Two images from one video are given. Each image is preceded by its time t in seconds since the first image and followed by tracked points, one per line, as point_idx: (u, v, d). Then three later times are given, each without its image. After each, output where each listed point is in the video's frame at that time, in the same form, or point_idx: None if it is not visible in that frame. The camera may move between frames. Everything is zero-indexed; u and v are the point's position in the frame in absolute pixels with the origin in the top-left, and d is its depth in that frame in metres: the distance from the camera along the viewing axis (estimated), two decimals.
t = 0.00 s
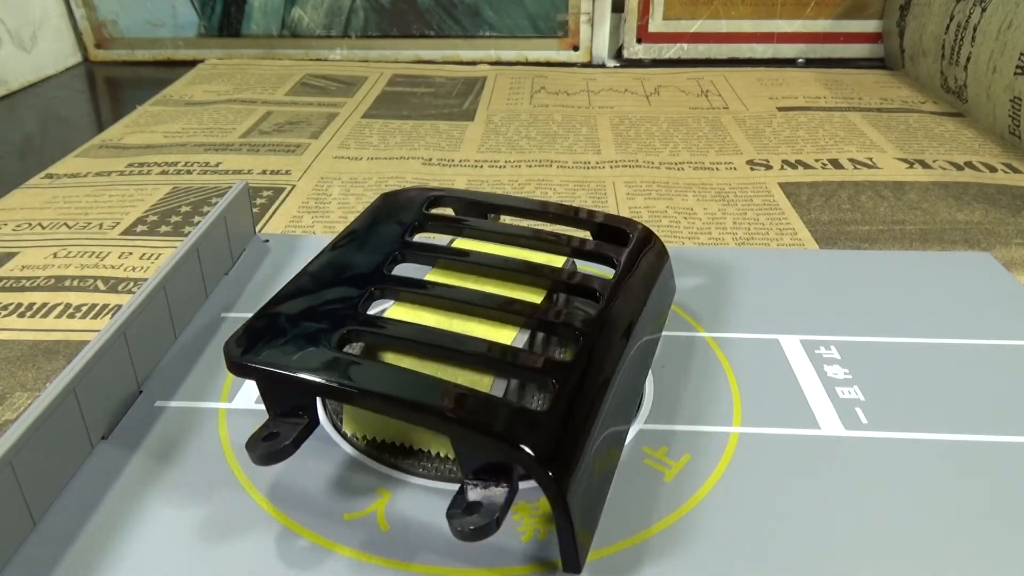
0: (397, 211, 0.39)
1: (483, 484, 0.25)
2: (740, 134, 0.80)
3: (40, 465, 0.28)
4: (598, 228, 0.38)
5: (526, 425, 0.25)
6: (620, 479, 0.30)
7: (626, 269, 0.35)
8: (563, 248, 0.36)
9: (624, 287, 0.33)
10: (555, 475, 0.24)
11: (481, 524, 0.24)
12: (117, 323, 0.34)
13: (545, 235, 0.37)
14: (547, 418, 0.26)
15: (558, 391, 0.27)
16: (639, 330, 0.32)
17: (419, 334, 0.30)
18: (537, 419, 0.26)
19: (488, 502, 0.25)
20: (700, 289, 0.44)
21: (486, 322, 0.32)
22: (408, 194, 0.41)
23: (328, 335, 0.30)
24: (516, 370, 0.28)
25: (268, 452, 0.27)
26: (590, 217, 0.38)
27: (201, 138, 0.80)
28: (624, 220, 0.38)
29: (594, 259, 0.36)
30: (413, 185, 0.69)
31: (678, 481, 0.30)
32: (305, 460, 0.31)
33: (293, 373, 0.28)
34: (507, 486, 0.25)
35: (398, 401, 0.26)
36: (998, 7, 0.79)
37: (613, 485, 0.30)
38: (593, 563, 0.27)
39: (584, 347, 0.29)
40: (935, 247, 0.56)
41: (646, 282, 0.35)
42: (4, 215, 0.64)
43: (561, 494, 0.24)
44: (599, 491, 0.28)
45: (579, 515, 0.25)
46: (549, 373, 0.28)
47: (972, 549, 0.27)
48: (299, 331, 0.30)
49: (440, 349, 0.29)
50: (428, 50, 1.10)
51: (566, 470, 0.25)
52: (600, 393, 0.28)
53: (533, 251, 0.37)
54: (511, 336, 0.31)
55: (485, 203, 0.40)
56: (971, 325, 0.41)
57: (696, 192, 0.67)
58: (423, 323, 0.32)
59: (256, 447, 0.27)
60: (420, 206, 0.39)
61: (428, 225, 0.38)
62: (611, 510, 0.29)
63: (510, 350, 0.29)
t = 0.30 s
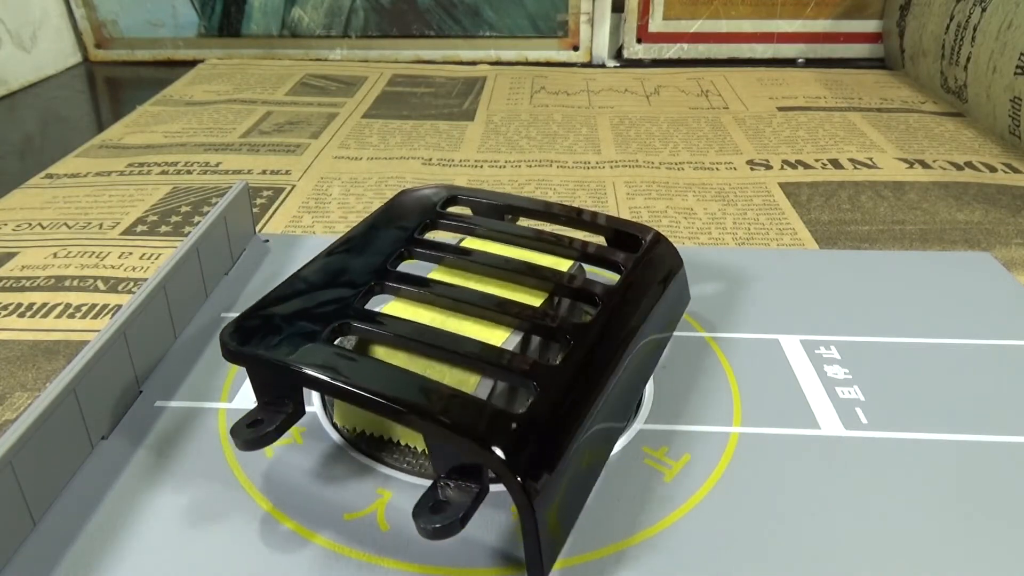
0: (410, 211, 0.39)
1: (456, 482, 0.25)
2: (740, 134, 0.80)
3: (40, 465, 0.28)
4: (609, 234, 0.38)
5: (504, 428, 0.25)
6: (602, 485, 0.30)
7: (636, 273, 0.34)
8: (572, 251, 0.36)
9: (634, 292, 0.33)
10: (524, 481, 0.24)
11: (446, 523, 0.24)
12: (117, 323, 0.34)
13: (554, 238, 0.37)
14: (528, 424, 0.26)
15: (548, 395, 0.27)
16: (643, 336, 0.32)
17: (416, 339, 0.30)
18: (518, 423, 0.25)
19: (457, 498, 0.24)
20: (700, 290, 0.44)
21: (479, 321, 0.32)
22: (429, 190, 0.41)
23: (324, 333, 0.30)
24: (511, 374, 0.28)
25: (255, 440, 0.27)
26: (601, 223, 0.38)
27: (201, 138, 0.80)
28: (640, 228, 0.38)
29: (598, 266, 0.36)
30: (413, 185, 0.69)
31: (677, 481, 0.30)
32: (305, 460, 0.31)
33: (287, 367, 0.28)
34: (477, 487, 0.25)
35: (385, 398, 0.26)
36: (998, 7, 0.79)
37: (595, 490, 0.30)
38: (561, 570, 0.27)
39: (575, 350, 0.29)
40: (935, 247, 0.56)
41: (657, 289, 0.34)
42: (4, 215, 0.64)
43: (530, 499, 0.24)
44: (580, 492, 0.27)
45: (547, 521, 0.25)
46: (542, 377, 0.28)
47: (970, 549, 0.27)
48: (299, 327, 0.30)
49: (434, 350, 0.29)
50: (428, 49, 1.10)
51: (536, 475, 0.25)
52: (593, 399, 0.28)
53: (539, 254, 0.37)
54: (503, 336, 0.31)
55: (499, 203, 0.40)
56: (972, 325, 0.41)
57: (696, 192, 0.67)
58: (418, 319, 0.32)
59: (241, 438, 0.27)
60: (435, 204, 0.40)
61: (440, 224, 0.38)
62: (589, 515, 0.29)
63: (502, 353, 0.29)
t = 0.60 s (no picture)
0: (425, 209, 0.40)
1: (426, 480, 0.25)
2: (740, 134, 0.80)
3: (40, 464, 0.28)
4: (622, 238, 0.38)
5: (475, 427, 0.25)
6: (581, 488, 0.30)
7: (644, 281, 0.34)
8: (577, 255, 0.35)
9: (637, 300, 0.33)
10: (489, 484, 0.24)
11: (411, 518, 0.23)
12: (117, 323, 0.34)
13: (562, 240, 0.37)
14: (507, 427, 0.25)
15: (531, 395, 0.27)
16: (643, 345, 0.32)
17: (409, 336, 0.30)
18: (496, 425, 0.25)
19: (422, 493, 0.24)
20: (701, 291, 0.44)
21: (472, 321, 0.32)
22: (448, 188, 0.42)
23: (320, 330, 0.30)
24: (498, 373, 0.28)
25: (241, 424, 0.28)
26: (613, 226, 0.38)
27: (201, 138, 0.80)
28: (655, 234, 0.38)
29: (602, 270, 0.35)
30: (413, 185, 0.69)
31: (677, 481, 0.30)
32: (305, 460, 0.31)
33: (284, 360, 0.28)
34: (447, 484, 0.24)
35: (366, 391, 0.26)
36: (998, 7, 0.79)
37: (575, 493, 0.29)
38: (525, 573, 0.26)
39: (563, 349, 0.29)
40: (935, 247, 0.56)
41: (663, 301, 0.34)
42: (4, 215, 0.64)
43: (492, 502, 0.24)
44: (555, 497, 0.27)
45: (511, 525, 0.25)
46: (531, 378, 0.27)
47: (970, 549, 0.27)
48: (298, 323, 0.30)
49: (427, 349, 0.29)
50: (428, 49, 1.10)
51: (501, 478, 0.24)
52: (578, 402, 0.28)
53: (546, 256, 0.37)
54: (493, 339, 0.31)
55: (513, 204, 0.40)
56: (972, 325, 0.41)
57: (696, 192, 0.67)
58: (413, 315, 0.33)
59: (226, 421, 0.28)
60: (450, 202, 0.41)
61: (451, 222, 0.39)
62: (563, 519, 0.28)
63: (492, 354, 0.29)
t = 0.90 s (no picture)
0: (443, 206, 0.41)
1: (399, 475, 0.25)
2: (739, 134, 0.80)
3: (40, 464, 0.28)
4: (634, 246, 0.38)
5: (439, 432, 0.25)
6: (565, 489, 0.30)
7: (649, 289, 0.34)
8: (581, 257, 0.35)
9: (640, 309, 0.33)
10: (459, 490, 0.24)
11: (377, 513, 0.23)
12: (117, 323, 0.34)
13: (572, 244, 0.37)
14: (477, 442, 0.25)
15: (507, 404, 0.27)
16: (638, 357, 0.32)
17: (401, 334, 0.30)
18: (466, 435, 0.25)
19: (392, 487, 0.24)
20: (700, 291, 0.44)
21: (466, 321, 0.32)
22: (468, 187, 0.42)
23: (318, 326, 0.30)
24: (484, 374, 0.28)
25: (229, 409, 0.29)
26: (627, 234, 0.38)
27: (201, 138, 0.80)
28: (669, 244, 0.37)
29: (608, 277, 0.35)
30: (414, 185, 0.69)
31: (678, 481, 0.30)
32: (305, 460, 0.31)
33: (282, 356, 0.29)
34: (419, 480, 0.24)
35: (348, 386, 0.27)
36: (998, 7, 0.79)
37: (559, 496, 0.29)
38: None
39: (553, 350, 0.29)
40: (936, 247, 0.56)
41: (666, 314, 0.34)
42: (4, 215, 0.64)
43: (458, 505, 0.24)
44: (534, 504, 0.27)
45: (475, 533, 0.25)
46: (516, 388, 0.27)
47: (970, 549, 0.27)
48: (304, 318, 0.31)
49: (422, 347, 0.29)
50: (428, 49, 1.10)
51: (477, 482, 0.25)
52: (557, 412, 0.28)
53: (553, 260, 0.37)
54: (484, 339, 0.31)
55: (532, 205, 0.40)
56: (972, 325, 0.41)
57: (696, 192, 0.67)
58: (408, 312, 0.33)
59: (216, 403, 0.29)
60: (467, 200, 0.41)
61: (464, 221, 0.39)
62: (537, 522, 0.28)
63: (484, 356, 0.29)
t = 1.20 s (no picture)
0: (457, 204, 0.41)
1: (371, 469, 0.25)
2: (739, 133, 0.80)
3: (40, 464, 0.28)
4: (642, 253, 0.37)
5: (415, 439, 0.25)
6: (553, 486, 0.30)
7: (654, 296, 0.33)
8: (585, 262, 0.35)
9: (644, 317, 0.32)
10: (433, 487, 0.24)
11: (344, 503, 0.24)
12: (116, 323, 0.34)
13: (578, 249, 0.36)
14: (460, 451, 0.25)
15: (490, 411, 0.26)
16: (636, 366, 0.31)
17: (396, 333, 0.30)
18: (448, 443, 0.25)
19: (362, 480, 0.25)
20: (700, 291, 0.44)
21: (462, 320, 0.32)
22: (487, 188, 0.43)
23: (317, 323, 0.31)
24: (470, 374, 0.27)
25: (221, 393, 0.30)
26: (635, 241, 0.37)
27: (201, 138, 0.80)
28: (678, 252, 0.37)
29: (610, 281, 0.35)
30: (414, 185, 0.69)
31: (678, 481, 0.30)
32: (304, 460, 0.32)
33: (280, 350, 0.29)
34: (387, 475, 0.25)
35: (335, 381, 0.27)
36: (998, 7, 0.79)
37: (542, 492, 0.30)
38: None
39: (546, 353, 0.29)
40: (935, 247, 0.56)
41: (668, 322, 0.33)
42: (4, 215, 0.64)
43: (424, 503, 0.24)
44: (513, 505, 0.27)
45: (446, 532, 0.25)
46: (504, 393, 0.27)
47: (970, 549, 0.27)
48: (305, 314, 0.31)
49: (416, 346, 0.29)
50: (428, 49, 1.10)
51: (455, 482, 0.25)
52: (542, 421, 0.27)
53: (559, 263, 0.37)
54: (476, 339, 0.31)
55: (547, 209, 0.41)
56: (972, 325, 0.41)
57: (696, 192, 0.67)
58: (406, 308, 0.33)
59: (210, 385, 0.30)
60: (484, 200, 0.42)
61: (476, 222, 0.39)
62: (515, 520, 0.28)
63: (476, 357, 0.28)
